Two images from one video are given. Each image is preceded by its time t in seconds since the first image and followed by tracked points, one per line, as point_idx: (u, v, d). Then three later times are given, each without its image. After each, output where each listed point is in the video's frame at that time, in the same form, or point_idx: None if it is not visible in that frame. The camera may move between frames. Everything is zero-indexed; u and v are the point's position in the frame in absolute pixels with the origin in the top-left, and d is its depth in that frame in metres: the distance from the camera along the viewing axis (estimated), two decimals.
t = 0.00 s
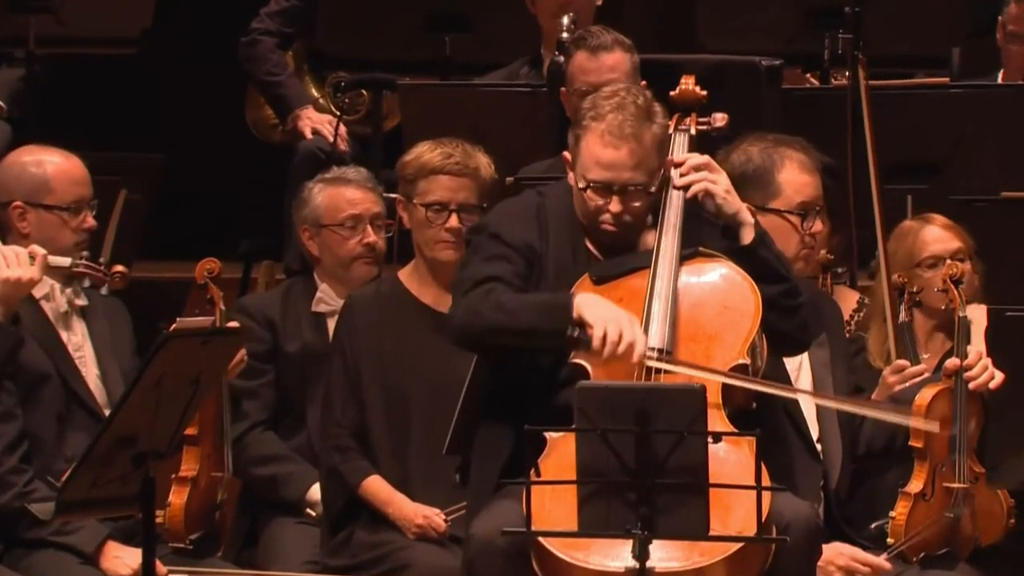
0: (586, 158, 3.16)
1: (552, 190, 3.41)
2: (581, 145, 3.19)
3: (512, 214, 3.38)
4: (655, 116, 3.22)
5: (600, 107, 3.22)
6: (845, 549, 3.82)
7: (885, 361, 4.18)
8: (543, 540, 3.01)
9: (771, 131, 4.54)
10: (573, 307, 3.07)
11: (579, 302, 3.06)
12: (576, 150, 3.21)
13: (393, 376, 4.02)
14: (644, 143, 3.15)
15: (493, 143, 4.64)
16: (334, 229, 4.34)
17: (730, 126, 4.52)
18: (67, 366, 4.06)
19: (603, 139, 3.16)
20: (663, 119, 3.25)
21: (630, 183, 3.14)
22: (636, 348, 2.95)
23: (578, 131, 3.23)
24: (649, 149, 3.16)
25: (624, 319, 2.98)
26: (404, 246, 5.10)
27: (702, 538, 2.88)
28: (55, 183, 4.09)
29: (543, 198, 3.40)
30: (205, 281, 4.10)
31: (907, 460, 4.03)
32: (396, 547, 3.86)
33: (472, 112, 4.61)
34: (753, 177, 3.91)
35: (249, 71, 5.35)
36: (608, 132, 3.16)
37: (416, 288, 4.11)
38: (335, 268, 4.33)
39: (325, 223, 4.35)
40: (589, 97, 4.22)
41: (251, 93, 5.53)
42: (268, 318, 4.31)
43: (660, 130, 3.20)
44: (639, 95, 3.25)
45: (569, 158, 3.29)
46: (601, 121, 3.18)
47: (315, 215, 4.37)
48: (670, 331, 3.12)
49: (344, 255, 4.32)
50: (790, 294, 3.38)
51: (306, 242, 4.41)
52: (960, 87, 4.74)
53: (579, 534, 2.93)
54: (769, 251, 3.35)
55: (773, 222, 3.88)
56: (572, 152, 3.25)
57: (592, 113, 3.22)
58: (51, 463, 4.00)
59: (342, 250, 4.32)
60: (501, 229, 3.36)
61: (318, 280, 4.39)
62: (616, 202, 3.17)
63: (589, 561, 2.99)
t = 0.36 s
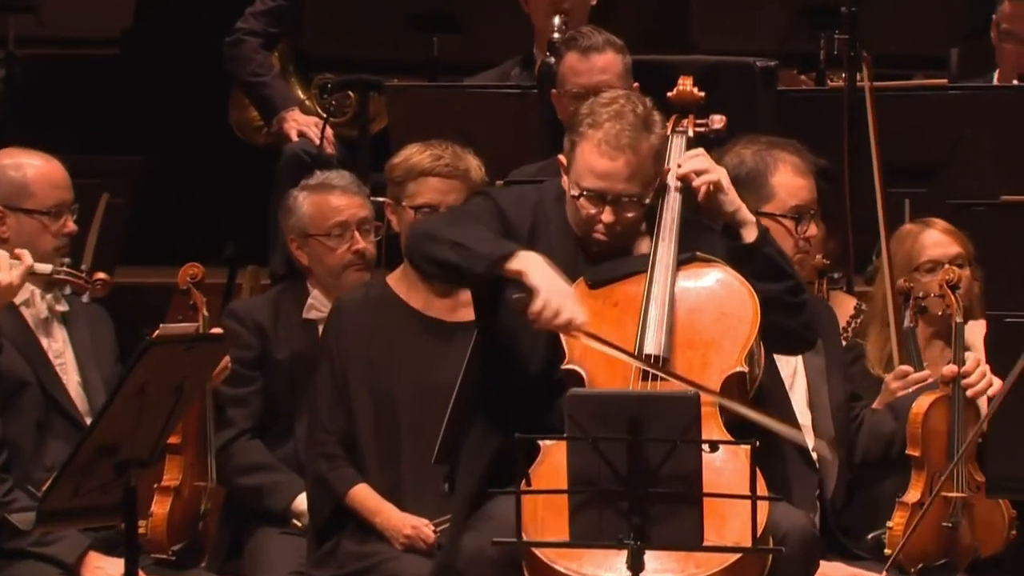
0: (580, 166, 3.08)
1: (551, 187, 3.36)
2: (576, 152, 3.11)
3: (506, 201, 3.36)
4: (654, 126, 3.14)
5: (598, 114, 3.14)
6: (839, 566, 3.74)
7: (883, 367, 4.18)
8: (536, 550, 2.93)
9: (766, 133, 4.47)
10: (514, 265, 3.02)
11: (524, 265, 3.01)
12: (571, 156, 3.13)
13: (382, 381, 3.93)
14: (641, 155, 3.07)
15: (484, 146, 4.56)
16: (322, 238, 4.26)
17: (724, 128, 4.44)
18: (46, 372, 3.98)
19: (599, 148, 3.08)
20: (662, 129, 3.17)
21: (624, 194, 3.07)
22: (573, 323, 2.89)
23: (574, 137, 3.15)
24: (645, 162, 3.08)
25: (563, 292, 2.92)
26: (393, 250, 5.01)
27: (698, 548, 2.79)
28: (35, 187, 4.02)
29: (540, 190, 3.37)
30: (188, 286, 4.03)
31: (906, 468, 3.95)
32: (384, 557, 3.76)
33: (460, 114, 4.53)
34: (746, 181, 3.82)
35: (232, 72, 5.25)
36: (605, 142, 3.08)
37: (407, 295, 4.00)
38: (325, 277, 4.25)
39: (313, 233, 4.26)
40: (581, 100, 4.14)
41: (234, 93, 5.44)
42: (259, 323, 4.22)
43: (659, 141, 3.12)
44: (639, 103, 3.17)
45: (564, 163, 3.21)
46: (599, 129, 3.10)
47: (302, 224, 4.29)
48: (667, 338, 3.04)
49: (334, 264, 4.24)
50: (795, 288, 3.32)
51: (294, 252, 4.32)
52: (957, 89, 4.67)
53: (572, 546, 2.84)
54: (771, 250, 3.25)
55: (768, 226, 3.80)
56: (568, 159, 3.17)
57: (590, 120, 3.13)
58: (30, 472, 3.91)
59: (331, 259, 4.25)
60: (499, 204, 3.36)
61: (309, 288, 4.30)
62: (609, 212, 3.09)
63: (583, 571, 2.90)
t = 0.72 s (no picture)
0: (568, 172, 2.99)
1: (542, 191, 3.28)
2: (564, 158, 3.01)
3: (498, 204, 3.28)
4: (647, 133, 3.03)
5: (589, 119, 3.04)
6: None
7: (881, 374, 4.02)
8: (523, 561, 2.84)
9: (760, 132, 4.37)
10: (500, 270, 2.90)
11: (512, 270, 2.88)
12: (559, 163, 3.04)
13: (367, 386, 3.81)
14: (631, 164, 2.97)
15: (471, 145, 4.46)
16: (298, 244, 4.17)
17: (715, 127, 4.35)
18: (22, 377, 3.88)
19: (588, 155, 2.97)
20: (656, 136, 3.06)
21: (612, 202, 2.97)
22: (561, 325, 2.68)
23: (564, 142, 3.05)
24: (635, 170, 2.98)
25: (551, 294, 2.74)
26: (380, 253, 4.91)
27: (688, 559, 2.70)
28: (11, 187, 3.94)
29: (533, 196, 3.28)
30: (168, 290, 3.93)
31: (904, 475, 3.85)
32: (369, 567, 3.64)
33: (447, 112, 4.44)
34: (738, 180, 3.71)
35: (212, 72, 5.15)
36: (594, 149, 2.97)
37: (395, 296, 3.89)
38: (302, 281, 4.16)
39: (289, 239, 4.18)
40: (570, 98, 4.05)
41: (217, 94, 5.37)
42: (236, 327, 4.10)
43: (650, 149, 3.02)
44: (633, 110, 3.06)
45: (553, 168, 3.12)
46: (588, 135, 3.00)
47: (278, 229, 4.21)
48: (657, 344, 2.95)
49: (311, 270, 4.15)
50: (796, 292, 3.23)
51: (271, 257, 4.24)
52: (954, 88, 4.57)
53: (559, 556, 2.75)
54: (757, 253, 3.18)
55: (762, 228, 3.69)
56: (557, 164, 3.07)
57: (579, 126, 3.03)
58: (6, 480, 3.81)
59: (308, 265, 4.16)
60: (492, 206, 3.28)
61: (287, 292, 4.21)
62: (596, 220, 3.00)
63: None
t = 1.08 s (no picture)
0: (553, 175, 2.91)
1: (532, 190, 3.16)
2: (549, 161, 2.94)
3: (485, 215, 3.15)
4: (633, 130, 2.95)
5: (573, 120, 2.96)
6: None
7: (876, 380, 3.95)
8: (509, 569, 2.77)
9: (756, 130, 4.29)
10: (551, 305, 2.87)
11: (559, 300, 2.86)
12: (545, 166, 2.96)
13: (355, 390, 3.68)
14: (617, 164, 2.89)
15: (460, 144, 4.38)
16: (273, 244, 4.11)
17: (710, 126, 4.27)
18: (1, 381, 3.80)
19: (573, 157, 2.90)
20: (641, 134, 2.98)
21: (601, 203, 2.89)
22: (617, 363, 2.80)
23: (547, 145, 2.97)
24: (622, 170, 2.90)
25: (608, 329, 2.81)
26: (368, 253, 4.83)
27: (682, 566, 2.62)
28: None
29: (521, 197, 3.16)
30: (151, 292, 3.85)
31: (901, 479, 3.77)
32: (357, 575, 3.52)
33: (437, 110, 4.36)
34: (732, 180, 3.63)
35: (196, 67, 5.17)
36: (579, 151, 2.90)
37: (383, 296, 3.77)
38: (280, 282, 4.09)
39: (263, 240, 4.12)
40: (562, 96, 3.99)
41: (200, 92, 5.30)
42: (215, 331, 4.04)
43: (637, 147, 2.94)
44: (616, 108, 2.98)
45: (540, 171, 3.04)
46: (572, 135, 2.92)
47: (252, 232, 4.15)
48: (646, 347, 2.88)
49: (287, 270, 4.08)
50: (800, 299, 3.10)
51: (247, 260, 4.17)
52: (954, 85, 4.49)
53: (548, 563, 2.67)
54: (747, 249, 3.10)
55: (757, 229, 3.62)
56: (542, 166, 2.99)
57: (563, 126, 2.95)
58: None
59: (283, 265, 4.09)
60: (479, 214, 3.15)
61: (268, 294, 4.14)
62: (585, 221, 2.92)
63: None
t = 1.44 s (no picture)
0: (541, 180, 2.83)
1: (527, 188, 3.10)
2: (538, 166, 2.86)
3: (475, 209, 3.08)
4: (626, 136, 2.87)
5: (564, 123, 2.88)
6: None
7: (868, 396, 3.84)
8: None
9: (754, 130, 4.21)
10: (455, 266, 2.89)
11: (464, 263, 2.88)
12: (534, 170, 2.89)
13: (341, 396, 3.57)
14: (606, 171, 2.81)
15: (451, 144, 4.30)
16: (260, 244, 4.03)
17: (707, 125, 4.19)
18: None
19: (560, 163, 2.82)
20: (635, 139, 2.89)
21: (588, 209, 2.82)
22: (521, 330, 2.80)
23: (537, 148, 2.89)
24: (611, 177, 2.82)
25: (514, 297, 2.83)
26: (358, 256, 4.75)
27: None
28: None
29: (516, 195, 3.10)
30: (135, 295, 3.76)
31: (902, 485, 3.69)
32: None
33: (429, 109, 4.28)
34: (731, 181, 3.56)
35: (182, 67, 5.09)
36: (567, 157, 2.82)
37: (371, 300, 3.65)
38: (267, 283, 4.01)
39: (250, 239, 4.04)
40: (556, 94, 3.92)
41: (185, 92, 5.19)
42: (200, 335, 3.96)
43: (630, 153, 2.85)
44: (609, 112, 2.90)
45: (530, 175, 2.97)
46: (561, 140, 2.84)
47: (239, 231, 4.08)
48: (640, 352, 2.81)
49: (274, 271, 4.00)
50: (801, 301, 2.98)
51: (233, 259, 4.10)
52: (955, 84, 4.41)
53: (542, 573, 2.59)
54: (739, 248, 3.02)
55: (756, 230, 3.53)
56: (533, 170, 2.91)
57: (554, 130, 2.87)
58: None
59: (270, 266, 4.00)
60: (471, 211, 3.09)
61: (254, 295, 4.06)
62: (574, 227, 2.84)
63: None
